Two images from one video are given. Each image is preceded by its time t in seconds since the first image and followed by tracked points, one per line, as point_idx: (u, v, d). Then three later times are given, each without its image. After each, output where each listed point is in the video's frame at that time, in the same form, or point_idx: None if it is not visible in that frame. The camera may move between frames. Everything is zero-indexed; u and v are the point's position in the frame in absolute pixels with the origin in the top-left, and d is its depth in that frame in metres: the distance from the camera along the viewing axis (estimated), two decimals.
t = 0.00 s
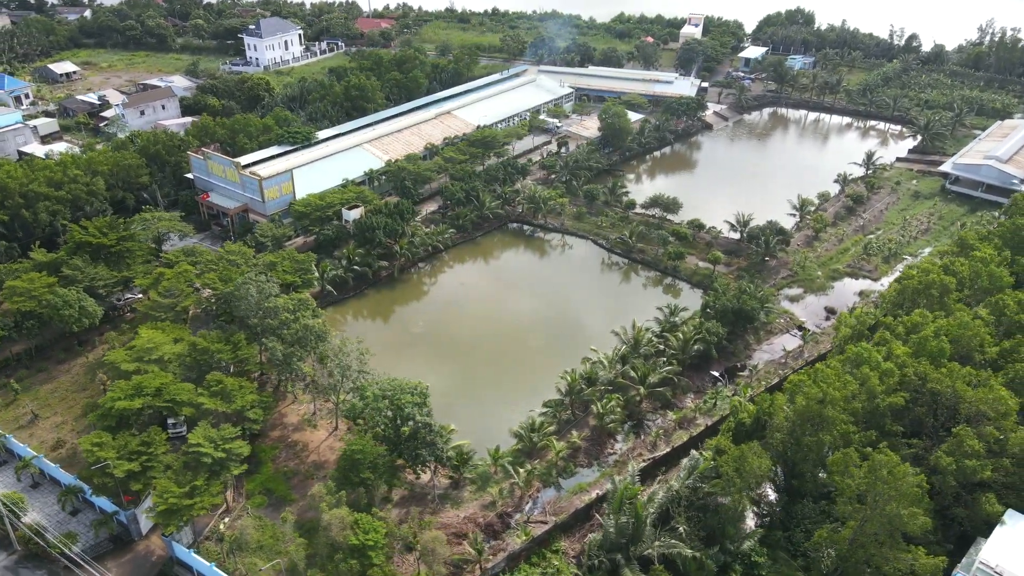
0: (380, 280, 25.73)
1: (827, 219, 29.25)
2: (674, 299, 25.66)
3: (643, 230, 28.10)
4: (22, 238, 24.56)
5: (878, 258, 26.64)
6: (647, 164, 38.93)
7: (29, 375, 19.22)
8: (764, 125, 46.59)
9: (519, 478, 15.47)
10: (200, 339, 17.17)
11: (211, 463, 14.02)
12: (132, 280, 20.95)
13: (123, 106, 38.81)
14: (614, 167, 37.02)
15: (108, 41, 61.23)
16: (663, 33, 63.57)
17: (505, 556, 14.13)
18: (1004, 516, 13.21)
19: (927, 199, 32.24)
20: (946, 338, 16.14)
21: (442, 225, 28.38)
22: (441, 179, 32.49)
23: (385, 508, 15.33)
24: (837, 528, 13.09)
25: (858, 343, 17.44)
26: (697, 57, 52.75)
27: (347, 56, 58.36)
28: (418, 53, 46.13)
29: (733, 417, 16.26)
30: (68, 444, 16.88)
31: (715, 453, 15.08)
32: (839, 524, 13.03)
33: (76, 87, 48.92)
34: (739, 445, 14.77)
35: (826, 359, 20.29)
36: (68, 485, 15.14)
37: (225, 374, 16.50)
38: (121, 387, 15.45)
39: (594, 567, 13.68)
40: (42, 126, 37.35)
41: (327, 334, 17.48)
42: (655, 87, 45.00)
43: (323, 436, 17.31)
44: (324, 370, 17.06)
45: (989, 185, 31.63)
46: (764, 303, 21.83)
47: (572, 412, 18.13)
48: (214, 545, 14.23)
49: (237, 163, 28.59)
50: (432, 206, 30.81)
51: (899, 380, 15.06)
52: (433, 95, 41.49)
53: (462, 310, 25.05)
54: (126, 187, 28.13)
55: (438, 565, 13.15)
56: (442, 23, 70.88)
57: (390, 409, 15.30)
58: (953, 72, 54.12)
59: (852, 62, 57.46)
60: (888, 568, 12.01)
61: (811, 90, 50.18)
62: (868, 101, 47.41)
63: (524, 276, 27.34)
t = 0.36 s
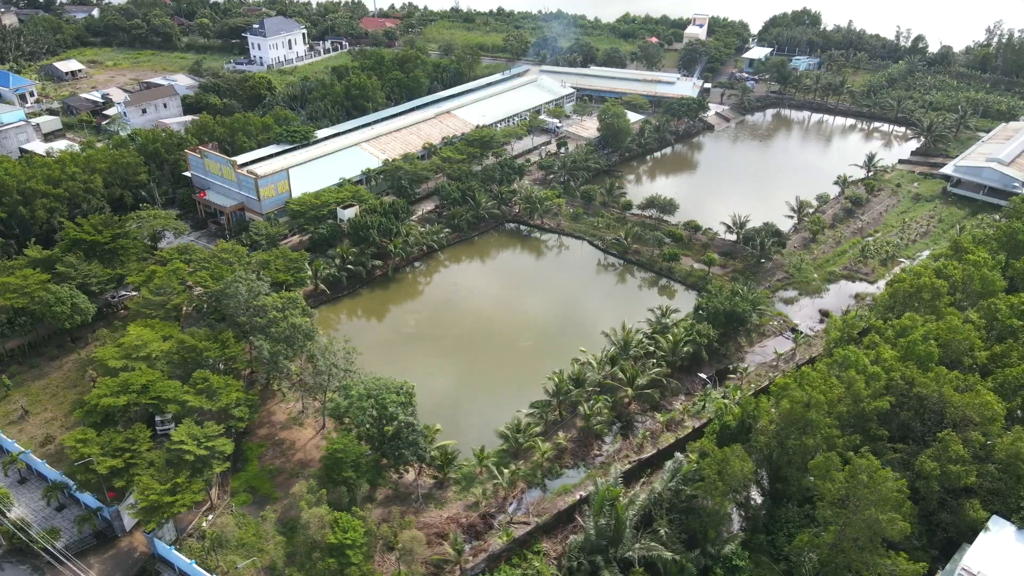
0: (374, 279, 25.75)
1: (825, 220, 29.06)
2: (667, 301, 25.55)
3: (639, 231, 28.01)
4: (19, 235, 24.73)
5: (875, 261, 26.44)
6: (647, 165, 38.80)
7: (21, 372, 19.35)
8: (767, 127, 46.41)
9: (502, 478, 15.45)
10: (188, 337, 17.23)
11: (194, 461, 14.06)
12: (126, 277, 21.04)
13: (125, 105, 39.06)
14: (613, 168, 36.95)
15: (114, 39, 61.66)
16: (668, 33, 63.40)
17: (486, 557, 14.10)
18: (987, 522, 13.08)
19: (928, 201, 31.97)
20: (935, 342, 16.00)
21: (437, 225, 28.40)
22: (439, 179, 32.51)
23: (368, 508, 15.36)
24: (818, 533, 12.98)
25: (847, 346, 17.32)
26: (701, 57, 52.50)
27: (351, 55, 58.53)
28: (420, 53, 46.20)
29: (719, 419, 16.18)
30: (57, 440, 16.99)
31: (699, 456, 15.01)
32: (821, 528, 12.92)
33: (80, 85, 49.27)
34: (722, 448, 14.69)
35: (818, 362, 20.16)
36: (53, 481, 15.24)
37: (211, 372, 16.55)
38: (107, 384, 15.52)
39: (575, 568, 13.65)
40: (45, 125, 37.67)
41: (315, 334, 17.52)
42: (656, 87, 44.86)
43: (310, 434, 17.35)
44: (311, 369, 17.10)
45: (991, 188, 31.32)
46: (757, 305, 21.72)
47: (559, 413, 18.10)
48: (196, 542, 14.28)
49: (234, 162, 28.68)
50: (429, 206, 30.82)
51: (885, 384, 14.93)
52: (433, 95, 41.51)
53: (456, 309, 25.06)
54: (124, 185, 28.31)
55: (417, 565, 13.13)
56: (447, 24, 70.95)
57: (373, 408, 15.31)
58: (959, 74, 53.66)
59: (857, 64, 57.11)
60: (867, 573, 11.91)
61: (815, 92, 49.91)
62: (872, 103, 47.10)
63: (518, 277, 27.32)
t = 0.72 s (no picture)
0: (368, 278, 25.78)
1: (823, 222, 28.89)
2: (660, 303, 25.41)
3: (634, 232, 27.92)
4: (16, 231, 24.89)
5: (872, 264, 26.24)
6: (647, 166, 38.72)
7: (13, 368, 19.49)
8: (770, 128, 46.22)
9: (486, 479, 15.44)
10: (176, 335, 17.29)
11: (176, 458, 14.08)
12: (118, 274, 21.16)
13: (127, 103, 39.27)
14: (612, 168, 36.88)
15: (120, 38, 62.09)
16: (672, 33, 63.23)
17: (467, 557, 14.09)
18: (971, 529, 12.97)
19: (928, 204, 31.69)
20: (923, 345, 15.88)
21: (432, 225, 28.41)
22: (436, 179, 32.53)
23: (351, 507, 15.39)
24: (799, 537, 12.87)
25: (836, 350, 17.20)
26: (704, 58, 52.31)
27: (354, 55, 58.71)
28: (422, 52, 46.27)
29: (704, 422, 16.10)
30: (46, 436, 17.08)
31: (682, 459, 14.94)
32: (802, 533, 12.81)
33: (86, 83, 49.68)
34: (706, 450, 14.62)
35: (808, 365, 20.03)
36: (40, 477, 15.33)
37: (198, 370, 16.59)
38: (94, 380, 15.59)
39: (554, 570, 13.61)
40: (47, 123, 37.98)
41: (302, 333, 17.55)
42: (658, 88, 44.71)
43: (297, 433, 17.40)
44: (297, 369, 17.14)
45: (993, 191, 31.02)
46: (749, 308, 21.64)
47: (547, 414, 18.07)
48: (179, 540, 14.32)
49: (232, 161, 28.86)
50: (426, 205, 30.83)
51: (871, 388, 14.81)
52: (435, 95, 41.63)
53: (449, 309, 25.06)
54: (122, 183, 28.48)
55: (396, 565, 13.12)
56: (451, 24, 71.06)
57: (357, 408, 15.32)
58: (965, 76, 53.19)
59: (862, 65, 56.74)
60: None
61: (818, 93, 49.62)
62: (876, 104, 46.78)
63: (513, 277, 27.28)
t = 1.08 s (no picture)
0: (361, 278, 25.77)
1: (820, 225, 28.70)
2: (653, 304, 25.30)
3: (629, 233, 27.84)
4: (13, 228, 25.09)
5: (868, 267, 26.05)
6: (646, 167, 38.64)
7: (6, 364, 19.63)
8: (773, 129, 46.01)
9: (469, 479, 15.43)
10: (164, 333, 17.36)
11: (159, 455, 14.11)
12: (112, 272, 21.27)
13: (129, 101, 39.50)
14: (611, 169, 36.82)
15: (126, 37, 62.54)
16: (676, 34, 63.12)
17: (447, 557, 14.08)
18: (953, 536, 12.86)
19: (929, 206, 31.42)
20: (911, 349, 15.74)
21: (428, 224, 28.44)
22: (433, 178, 32.57)
23: (335, 506, 15.42)
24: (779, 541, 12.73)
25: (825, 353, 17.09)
26: (707, 58, 52.07)
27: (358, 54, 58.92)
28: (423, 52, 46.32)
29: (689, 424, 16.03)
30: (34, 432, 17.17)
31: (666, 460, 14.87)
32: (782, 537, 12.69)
33: (90, 82, 50.02)
34: (689, 453, 14.55)
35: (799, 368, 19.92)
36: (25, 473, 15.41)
37: (185, 368, 16.64)
38: (80, 377, 15.65)
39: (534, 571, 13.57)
40: (50, 120, 38.31)
41: (290, 332, 17.59)
42: (659, 88, 44.56)
43: (284, 431, 17.44)
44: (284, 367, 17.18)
45: (994, 194, 30.72)
46: (741, 310, 21.54)
47: (534, 414, 18.04)
48: (161, 537, 14.38)
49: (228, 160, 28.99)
50: (422, 205, 30.85)
51: (856, 392, 14.69)
52: (436, 95, 41.66)
53: (442, 308, 25.06)
54: (120, 181, 28.67)
55: (375, 564, 13.13)
56: (456, 24, 71.22)
57: (341, 407, 15.35)
58: (971, 78, 52.75)
59: (867, 66, 56.41)
60: None
61: (821, 94, 49.35)
62: (879, 106, 46.46)
63: (507, 278, 27.24)
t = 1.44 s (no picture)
0: (356, 277, 25.81)
1: (819, 227, 28.49)
2: (646, 306, 25.23)
3: (626, 234, 27.75)
4: (12, 225, 25.32)
5: (866, 270, 25.82)
6: (647, 168, 38.54)
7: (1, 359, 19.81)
8: (777, 130, 45.74)
9: (453, 479, 15.42)
10: (154, 330, 17.45)
11: (143, 452, 14.18)
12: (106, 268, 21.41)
13: (132, 100, 39.85)
14: (611, 170, 36.74)
15: (134, 36, 63.01)
16: (682, 35, 62.89)
17: (428, 557, 14.08)
18: (936, 542, 12.72)
19: (930, 209, 31.11)
20: (901, 354, 15.62)
21: (424, 224, 28.45)
22: (431, 178, 32.59)
23: (319, 504, 15.46)
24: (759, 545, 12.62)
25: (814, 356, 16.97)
26: (711, 59, 51.76)
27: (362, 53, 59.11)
28: (426, 52, 46.38)
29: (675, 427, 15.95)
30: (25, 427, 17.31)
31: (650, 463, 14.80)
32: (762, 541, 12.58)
33: (96, 80, 50.43)
34: (672, 455, 14.49)
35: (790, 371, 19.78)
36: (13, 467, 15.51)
37: (173, 365, 16.72)
38: (69, 373, 15.76)
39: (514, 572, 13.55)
40: (54, 118, 38.66)
41: (279, 330, 17.65)
42: (661, 89, 44.37)
43: (272, 430, 17.49)
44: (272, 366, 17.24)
45: (996, 197, 30.40)
46: (733, 312, 21.43)
47: (521, 415, 18.02)
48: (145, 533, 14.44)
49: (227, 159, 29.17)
50: (420, 205, 30.87)
51: (843, 396, 14.60)
52: (437, 95, 41.75)
53: (437, 308, 25.08)
54: (120, 178, 28.88)
55: (354, 563, 13.14)
56: (462, 24, 71.34)
57: (327, 406, 15.39)
58: (979, 79, 52.17)
59: (874, 67, 55.93)
60: None
61: (826, 95, 48.99)
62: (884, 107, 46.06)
63: (502, 279, 27.22)
